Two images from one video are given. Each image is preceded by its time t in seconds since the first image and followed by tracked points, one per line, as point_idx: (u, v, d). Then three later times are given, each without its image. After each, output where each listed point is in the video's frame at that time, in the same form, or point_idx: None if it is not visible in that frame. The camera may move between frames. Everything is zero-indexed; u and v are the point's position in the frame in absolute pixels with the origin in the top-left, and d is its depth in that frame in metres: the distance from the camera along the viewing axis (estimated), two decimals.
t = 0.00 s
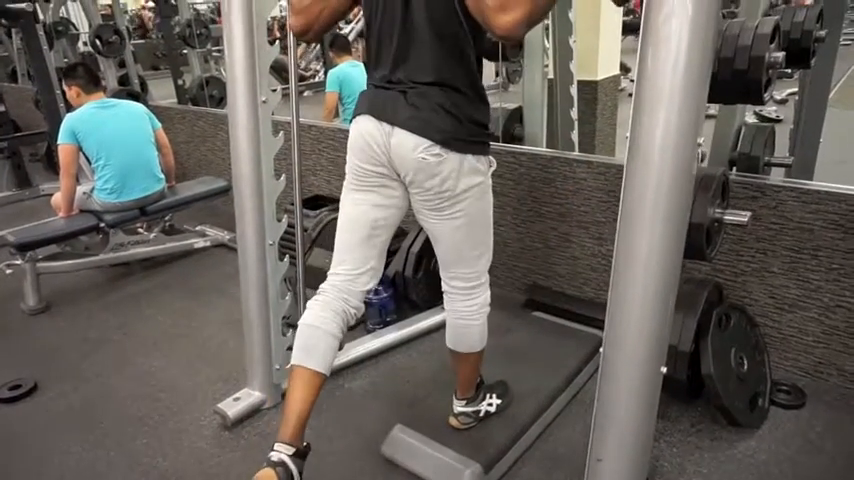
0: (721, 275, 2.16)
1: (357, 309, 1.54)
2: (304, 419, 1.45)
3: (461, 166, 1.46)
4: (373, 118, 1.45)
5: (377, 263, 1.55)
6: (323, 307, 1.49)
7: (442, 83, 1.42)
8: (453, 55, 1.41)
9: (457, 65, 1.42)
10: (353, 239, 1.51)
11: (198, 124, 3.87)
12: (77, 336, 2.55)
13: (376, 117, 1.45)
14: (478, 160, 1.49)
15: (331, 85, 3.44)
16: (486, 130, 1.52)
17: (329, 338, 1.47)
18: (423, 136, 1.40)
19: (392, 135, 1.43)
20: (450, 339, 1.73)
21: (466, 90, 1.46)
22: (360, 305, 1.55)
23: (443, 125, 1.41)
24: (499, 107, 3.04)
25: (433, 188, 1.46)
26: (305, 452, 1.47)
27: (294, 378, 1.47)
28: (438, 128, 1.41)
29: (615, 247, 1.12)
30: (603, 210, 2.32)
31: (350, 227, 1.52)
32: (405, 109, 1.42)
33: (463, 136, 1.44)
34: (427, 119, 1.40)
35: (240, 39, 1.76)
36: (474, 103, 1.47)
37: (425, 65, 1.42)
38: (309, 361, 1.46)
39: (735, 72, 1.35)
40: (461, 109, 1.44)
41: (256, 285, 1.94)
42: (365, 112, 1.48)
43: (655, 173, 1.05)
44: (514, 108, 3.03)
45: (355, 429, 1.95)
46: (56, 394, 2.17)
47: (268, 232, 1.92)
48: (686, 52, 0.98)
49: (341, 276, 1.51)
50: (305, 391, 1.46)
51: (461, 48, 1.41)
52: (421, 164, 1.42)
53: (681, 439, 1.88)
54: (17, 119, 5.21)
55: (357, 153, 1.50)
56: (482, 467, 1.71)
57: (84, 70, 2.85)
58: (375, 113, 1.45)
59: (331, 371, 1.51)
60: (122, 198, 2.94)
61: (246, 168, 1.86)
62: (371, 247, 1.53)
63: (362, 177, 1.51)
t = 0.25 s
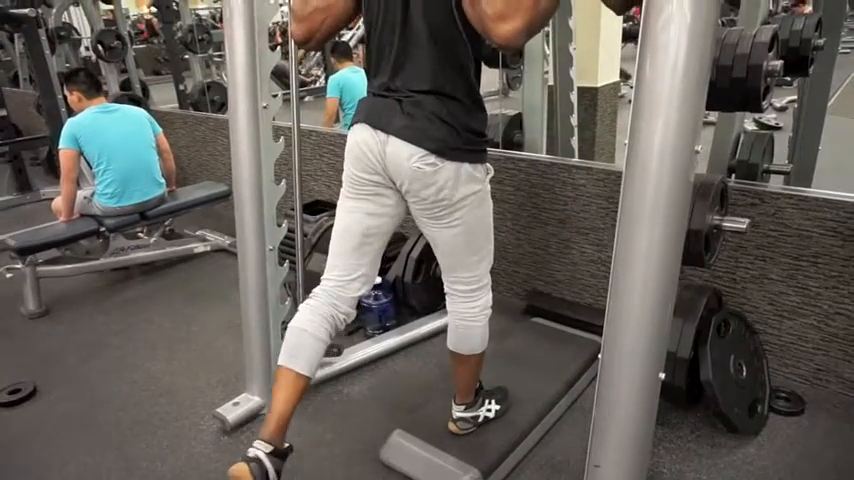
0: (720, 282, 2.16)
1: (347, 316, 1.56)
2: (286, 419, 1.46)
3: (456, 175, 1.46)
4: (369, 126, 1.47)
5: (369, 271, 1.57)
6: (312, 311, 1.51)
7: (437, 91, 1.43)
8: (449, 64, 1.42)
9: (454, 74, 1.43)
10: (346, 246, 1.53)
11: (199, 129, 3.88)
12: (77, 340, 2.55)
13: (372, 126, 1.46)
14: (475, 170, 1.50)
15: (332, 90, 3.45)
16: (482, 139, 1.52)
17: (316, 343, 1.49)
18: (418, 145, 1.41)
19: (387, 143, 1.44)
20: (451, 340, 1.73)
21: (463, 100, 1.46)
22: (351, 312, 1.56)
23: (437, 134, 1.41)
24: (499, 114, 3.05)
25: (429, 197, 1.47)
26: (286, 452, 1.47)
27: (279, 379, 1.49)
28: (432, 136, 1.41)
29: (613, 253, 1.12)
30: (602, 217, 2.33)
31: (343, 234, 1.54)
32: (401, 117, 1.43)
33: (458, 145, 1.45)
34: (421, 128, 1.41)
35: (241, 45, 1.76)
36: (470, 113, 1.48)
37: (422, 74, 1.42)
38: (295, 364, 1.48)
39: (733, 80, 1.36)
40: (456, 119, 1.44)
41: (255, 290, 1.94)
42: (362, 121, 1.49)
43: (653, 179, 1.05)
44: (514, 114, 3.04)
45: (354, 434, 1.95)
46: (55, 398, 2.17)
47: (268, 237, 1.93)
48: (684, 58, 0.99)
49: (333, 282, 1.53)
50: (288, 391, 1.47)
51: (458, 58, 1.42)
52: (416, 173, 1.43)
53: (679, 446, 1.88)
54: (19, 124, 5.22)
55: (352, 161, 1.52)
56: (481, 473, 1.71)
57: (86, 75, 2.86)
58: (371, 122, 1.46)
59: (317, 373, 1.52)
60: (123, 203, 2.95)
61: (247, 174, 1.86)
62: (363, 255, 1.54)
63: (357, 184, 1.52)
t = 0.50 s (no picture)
0: (719, 286, 2.16)
1: (327, 333, 1.58)
2: (258, 434, 1.51)
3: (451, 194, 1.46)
4: (363, 144, 1.47)
5: (354, 289, 1.57)
6: (293, 326, 1.54)
7: (433, 110, 1.43)
8: (445, 84, 1.42)
9: (450, 94, 1.43)
10: (332, 263, 1.53)
11: (199, 133, 3.88)
12: (77, 344, 2.55)
13: (366, 144, 1.46)
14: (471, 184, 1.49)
15: (332, 96, 3.46)
16: (477, 155, 1.52)
17: (294, 357, 1.52)
18: (412, 165, 1.42)
19: (382, 162, 1.44)
20: (459, 337, 1.74)
21: (458, 119, 1.47)
22: (332, 329, 1.58)
23: (430, 153, 1.42)
24: (498, 119, 3.06)
25: (424, 216, 1.47)
26: (254, 467, 1.52)
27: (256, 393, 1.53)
28: (425, 156, 1.41)
29: (612, 257, 1.13)
30: (602, 222, 2.33)
31: (330, 250, 1.53)
32: (396, 136, 1.43)
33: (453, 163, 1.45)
34: (416, 148, 1.41)
35: (242, 50, 1.77)
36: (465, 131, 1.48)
37: (418, 94, 1.43)
38: (272, 379, 1.52)
39: (732, 86, 1.36)
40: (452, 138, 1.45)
41: (255, 294, 1.95)
42: (355, 138, 1.49)
43: (652, 184, 1.05)
44: (513, 119, 3.05)
45: (353, 439, 1.95)
46: (55, 402, 2.17)
47: (268, 241, 1.93)
48: (683, 63, 1.00)
49: (317, 298, 1.54)
50: (264, 406, 1.52)
51: (455, 80, 1.42)
52: (410, 194, 1.44)
53: (679, 451, 1.88)
54: (19, 128, 5.23)
55: (344, 176, 1.51)
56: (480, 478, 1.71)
57: (87, 79, 2.87)
58: (365, 139, 1.46)
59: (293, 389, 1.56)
60: (123, 207, 2.95)
61: (247, 179, 1.86)
62: (349, 272, 1.54)
63: (348, 200, 1.52)
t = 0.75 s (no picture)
0: (717, 291, 2.17)
1: (311, 360, 1.57)
2: (237, 462, 1.50)
3: (447, 222, 1.47)
4: (357, 174, 1.48)
5: (340, 316, 1.57)
6: (275, 352, 1.53)
7: (429, 141, 1.43)
8: (443, 117, 1.42)
9: (447, 128, 1.43)
10: (319, 290, 1.53)
11: (199, 135, 3.89)
12: (75, 344, 2.55)
13: (361, 174, 1.47)
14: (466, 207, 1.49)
15: (332, 98, 3.47)
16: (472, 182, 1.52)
17: (274, 384, 1.51)
18: (407, 194, 1.43)
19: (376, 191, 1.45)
20: (464, 335, 1.76)
21: (455, 150, 1.46)
22: (316, 356, 1.57)
23: (425, 183, 1.42)
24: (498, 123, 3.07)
25: (421, 243, 1.49)
26: None
27: (236, 421, 1.52)
28: (420, 186, 1.42)
29: (612, 261, 1.13)
30: (601, 226, 2.34)
31: (318, 277, 1.53)
32: (391, 167, 1.44)
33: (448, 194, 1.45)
34: (411, 178, 1.42)
35: (244, 51, 1.77)
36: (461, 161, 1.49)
37: (414, 125, 1.43)
38: (252, 406, 1.50)
39: (732, 91, 1.36)
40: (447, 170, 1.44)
41: (255, 295, 1.95)
42: (349, 168, 1.50)
43: (652, 188, 1.06)
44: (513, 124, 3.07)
45: (352, 441, 1.95)
46: (53, 403, 2.17)
47: (268, 242, 1.93)
48: (683, 67, 1.00)
49: (303, 324, 1.54)
50: (242, 435, 1.50)
51: (451, 112, 1.41)
52: (406, 224, 1.45)
53: (677, 455, 1.88)
54: (19, 128, 5.23)
55: (337, 205, 1.51)
56: None
57: (88, 80, 2.88)
58: (359, 170, 1.47)
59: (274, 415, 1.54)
60: (123, 208, 2.96)
61: (248, 180, 1.87)
62: (336, 299, 1.54)
63: (341, 229, 1.52)
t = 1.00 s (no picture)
0: (721, 294, 2.17)
1: (313, 399, 1.54)
2: None
3: (446, 253, 1.47)
4: (354, 212, 1.48)
5: (340, 352, 1.55)
6: (278, 392, 1.50)
7: (426, 176, 1.41)
8: (439, 155, 1.40)
9: (443, 164, 1.41)
10: (319, 327, 1.51)
11: (203, 136, 3.90)
12: (79, 344, 2.56)
13: (359, 212, 1.47)
14: (465, 236, 1.48)
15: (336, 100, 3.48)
16: (470, 215, 1.50)
17: (276, 424, 1.48)
18: (403, 230, 1.42)
19: (373, 227, 1.45)
20: (473, 334, 1.78)
21: (452, 187, 1.44)
22: (317, 395, 1.54)
23: (421, 217, 1.42)
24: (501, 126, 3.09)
25: (423, 273, 1.49)
26: None
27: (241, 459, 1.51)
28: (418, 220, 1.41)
29: (616, 262, 1.13)
30: (605, 228, 2.34)
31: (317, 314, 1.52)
32: (387, 203, 1.43)
33: (446, 229, 1.44)
34: (407, 213, 1.41)
35: (250, 51, 1.78)
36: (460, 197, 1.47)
37: (409, 161, 1.41)
38: (257, 448, 1.48)
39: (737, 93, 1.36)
40: (443, 206, 1.43)
41: (259, 295, 1.95)
42: (346, 205, 1.50)
43: (657, 190, 1.06)
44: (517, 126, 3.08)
45: (355, 442, 1.95)
46: (57, 401, 2.18)
47: (272, 243, 1.93)
48: (688, 69, 1.01)
49: (304, 363, 1.51)
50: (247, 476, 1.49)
51: (450, 149, 1.40)
52: (404, 258, 1.45)
53: (680, 458, 1.88)
54: (24, 129, 5.25)
55: (334, 243, 1.51)
56: None
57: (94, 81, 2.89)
58: (356, 207, 1.47)
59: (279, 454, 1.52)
60: (127, 208, 2.96)
61: (253, 180, 1.87)
62: (336, 336, 1.52)
63: (339, 266, 1.51)
